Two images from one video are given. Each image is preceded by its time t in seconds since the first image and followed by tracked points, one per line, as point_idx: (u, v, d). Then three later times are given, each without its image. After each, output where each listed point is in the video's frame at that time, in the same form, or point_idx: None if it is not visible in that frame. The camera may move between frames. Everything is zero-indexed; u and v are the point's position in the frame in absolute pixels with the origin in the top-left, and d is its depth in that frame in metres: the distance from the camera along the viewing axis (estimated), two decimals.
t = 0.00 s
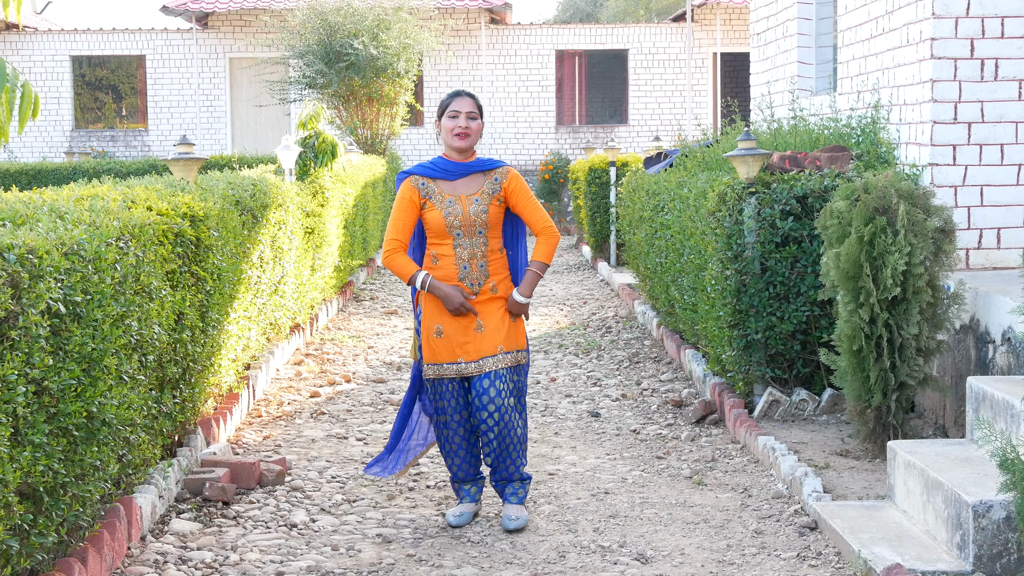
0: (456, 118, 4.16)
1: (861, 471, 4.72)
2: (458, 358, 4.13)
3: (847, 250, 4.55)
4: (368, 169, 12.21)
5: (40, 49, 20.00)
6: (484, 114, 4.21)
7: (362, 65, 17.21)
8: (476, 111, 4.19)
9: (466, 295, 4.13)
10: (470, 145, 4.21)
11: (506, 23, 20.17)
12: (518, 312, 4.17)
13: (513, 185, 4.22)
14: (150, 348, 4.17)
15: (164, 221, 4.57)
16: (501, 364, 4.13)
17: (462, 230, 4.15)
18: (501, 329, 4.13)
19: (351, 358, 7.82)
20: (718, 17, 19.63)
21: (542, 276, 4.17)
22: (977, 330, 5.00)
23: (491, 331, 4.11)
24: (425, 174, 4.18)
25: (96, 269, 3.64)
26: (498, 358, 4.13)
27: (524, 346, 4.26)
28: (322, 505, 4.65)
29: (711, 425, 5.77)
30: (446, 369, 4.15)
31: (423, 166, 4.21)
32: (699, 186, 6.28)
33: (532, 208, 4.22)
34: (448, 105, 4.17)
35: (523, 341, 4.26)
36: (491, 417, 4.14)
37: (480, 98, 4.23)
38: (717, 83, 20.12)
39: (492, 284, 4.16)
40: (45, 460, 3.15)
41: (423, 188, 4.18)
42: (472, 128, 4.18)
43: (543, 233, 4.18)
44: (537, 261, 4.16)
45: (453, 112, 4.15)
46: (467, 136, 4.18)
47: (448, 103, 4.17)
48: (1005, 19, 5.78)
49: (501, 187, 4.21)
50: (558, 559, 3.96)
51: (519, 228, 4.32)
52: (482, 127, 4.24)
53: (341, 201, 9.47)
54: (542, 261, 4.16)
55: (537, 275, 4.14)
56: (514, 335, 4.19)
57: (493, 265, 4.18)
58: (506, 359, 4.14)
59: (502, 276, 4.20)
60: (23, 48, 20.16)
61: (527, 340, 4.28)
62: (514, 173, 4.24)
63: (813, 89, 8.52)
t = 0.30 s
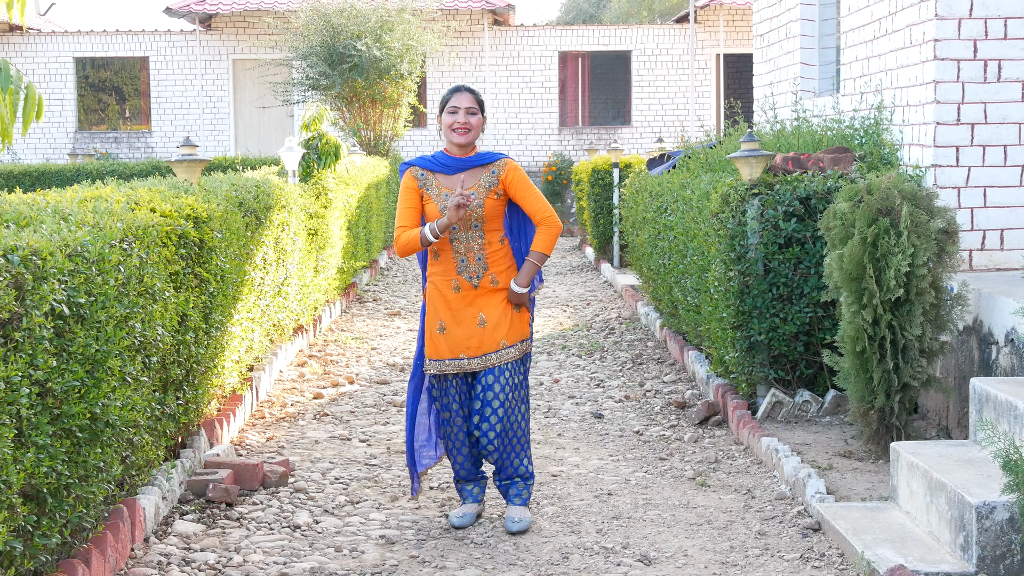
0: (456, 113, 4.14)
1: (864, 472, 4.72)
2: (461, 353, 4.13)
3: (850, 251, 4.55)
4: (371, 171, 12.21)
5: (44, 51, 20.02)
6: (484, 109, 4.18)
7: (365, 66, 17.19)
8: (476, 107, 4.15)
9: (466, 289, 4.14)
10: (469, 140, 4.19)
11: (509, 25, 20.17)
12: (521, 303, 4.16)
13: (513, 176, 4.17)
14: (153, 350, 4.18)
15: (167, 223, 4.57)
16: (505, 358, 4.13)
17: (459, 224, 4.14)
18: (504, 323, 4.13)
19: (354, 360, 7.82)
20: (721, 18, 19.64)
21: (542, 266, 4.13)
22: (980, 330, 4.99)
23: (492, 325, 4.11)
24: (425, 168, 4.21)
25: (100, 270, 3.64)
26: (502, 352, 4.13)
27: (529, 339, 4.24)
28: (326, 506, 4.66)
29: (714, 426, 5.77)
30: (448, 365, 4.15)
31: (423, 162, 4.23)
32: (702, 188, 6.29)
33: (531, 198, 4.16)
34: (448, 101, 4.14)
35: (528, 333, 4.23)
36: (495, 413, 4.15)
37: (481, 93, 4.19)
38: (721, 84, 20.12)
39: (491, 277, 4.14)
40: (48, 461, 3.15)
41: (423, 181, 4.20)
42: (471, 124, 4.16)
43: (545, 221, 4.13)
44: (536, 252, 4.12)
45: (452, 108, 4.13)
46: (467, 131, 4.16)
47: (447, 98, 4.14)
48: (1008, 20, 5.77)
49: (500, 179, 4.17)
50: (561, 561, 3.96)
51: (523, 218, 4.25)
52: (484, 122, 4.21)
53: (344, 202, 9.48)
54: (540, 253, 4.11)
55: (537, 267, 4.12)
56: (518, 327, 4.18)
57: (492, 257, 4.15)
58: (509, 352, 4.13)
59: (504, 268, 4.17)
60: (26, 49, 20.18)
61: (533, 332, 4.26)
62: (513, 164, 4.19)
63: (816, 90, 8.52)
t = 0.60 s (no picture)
0: (456, 123, 4.12)
1: (867, 473, 4.72)
2: (461, 356, 4.13)
3: (853, 253, 4.55)
4: (373, 172, 12.21)
5: (47, 53, 20.05)
6: (486, 122, 4.15)
7: (368, 68, 17.19)
8: (477, 118, 4.13)
9: (470, 297, 4.14)
10: (469, 151, 4.16)
11: (511, 26, 20.18)
12: (521, 315, 4.16)
13: (514, 186, 4.11)
14: (156, 351, 4.18)
15: (171, 225, 4.58)
16: (505, 364, 4.13)
17: (464, 235, 4.12)
18: (506, 330, 4.13)
19: (357, 361, 7.83)
20: (724, 19, 19.65)
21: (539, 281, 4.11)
22: (984, 332, 4.99)
23: (495, 332, 4.11)
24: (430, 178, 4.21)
25: (103, 272, 3.64)
26: (503, 357, 4.13)
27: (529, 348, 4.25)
28: (328, 508, 4.66)
29: (717, 427, 5.77)
30: (448, 365, 4.14)
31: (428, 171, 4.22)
32: (705, 189, 6.29)
33: (532, 209, 4.11)
34: (450, 109, 4.14)
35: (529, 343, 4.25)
36: (494, 417, 4.14)
37: (485, 105, 4.16)
38: (723, 86, 20.12)
39: (497, 287, 4.15)
40: (52, 462, 3.15)
41: (427, 192, 4.21)
42: (471, 134, 4.13)
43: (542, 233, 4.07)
44: (532, 266, 4.08)
45: (453, 117, 4.12)
46: (465, 142, 4.13)
47: (450, 107, 4.13)
48: (1011, 21, 5.77)
49: (501, 189, 4.12)
50: (564, 562, 3.96)
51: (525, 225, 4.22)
52: (485, 134, 4.18)
53: (346, 204, 9.48)
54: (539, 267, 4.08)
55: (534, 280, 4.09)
56: (519, 336, 4.18)
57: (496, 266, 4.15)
58: (510, 358, 4.13)
59: (508, 279, 4.18)
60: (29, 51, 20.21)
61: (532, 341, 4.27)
62: (514, 172, 4.13)
63: (818, 92, 8.52)
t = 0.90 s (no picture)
0: (459, 125, 4.15)
1: (867, 473, 4.72)
2: (457, 359, 4.14)
3: (853, 252, 4.55)
4: (373, 171, 12.21)
5: (47, 52, 20.05)
6: (487, 121, 4.20)
7: (368, 67, 17.18)
8: (479, 118, 4.16)
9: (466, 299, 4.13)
10: (473, 152, 4.19)
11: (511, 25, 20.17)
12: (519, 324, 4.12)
13: (517, 192, 4.18)
14: (156, 350, 4.17)
15: (170, 223, 4.57)
16: (500, 370, 4.11)
17: (465, 239, 4.17)
18: (503, 336, 4.12)
19: (357, 360, 7.82)
20: (724, 18, 19.64)
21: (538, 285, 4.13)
22: (984, 332, 4.99)
23: (491, 336, 4.11)
24: (430, 180, 4.19)
25: (103, 271, 3.64)
26: (498, 363, 4.11)
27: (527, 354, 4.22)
28: (328, 507, 4.65)
29: (717, 427, 5.77)
30: (445, 368, 4.16)
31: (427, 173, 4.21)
32: (705, 189, 6.28)
33: (534, 215, 4.18)
34: (452, 111, 4.16)
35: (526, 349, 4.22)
36: (493, 421, 4.14)
37: (485, 104, 4.20)
38: (723, 85, 20.11)
39: (497, 291, 4.16)
40: (52, 462, 3.15)
41: (427, 196, 4.18)
42: (474, 136, 4.16)
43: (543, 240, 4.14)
44: (532, 271, 4.12)
45: (456, 119, 4.15)
46: (469, 144, 4.17)
47: (450, 109, 4.16)
48: (1012, 21, 5.77)
49: (505, 194, 4.17)
50: (564, 562, 3.96)
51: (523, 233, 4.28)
52: (487, 134, 4.22)
53: (346, 203, 9.48)
54: (538, 271, 4.11)
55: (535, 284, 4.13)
56: (516, 341, 4.16)
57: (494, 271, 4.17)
58: (506, 365, 4.11)
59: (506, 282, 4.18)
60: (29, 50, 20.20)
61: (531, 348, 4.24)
62: (516, 178, 4.20)
63: (819, 92, 8.52)
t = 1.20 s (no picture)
0: (462, 113, 4.14)
1: (866, 472, 4.72)
2: (463, 355, 4.13)
3: (852, 251, 4.55)
4: (372, 170, 12.20)
5: (46, 50, 20.04)
6: (490, 110, 4.18)
7: (367, 65, 17.17)
8: (481, 107, 4.15)
9: (471, 290, 4.13)
10: (476, 140, 4.19)
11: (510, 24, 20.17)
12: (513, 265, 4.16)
13: (520, 177, 4.22)
14: (155, 349, 4.17)
15: (169, 222, 4.57)
16: (506, 365, 4.14)
17: (465, 223, 4.15)
18: (509, 330, 4.14)
19: (355, 359, 7.82)
20: (723, 18, 19.65)
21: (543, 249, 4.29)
22: (983, 331, 4.99)
23: (496, 330, 4.12)
24: (432, 165, 4.19)
25: (102, 270, 3.63)
26: (504, 358, 4.14)
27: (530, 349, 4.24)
28: (327, 506, 4.65)
29: (715, 426, 5.77)
30: (448, 365, 4.15)
31: (427, 159, 4.20)
32: (704, 188, 6.29)
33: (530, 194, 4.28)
34: (453, 101, 4.15)
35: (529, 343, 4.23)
36: (498, 418, 4.16)
37: (486, 93, 4.19)
38: (722, 84, 20.10)
39: (497, 278, 4.15)
40: (50, 460, 3.15)
41: (426, 181, 4.18)
42: (477, 123, 4.15)
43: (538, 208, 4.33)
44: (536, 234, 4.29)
45: (457, 109, 4.14)
46: (472, 132, 4.16)
47: (451, 99, 4.15)
48: (1011, 19, 5.77)
49: (508, 179, 4.20)
50: (563, 560, 3.96)
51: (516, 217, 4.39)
52: (489, 123, 4.20)
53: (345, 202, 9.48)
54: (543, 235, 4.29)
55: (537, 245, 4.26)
56: (521, 335, 4.18)
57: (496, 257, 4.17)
58: (513, 359, 4.15)
59: (509, 272, 4.18)
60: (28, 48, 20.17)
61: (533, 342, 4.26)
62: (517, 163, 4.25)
63: (818, 91, 8.52)
